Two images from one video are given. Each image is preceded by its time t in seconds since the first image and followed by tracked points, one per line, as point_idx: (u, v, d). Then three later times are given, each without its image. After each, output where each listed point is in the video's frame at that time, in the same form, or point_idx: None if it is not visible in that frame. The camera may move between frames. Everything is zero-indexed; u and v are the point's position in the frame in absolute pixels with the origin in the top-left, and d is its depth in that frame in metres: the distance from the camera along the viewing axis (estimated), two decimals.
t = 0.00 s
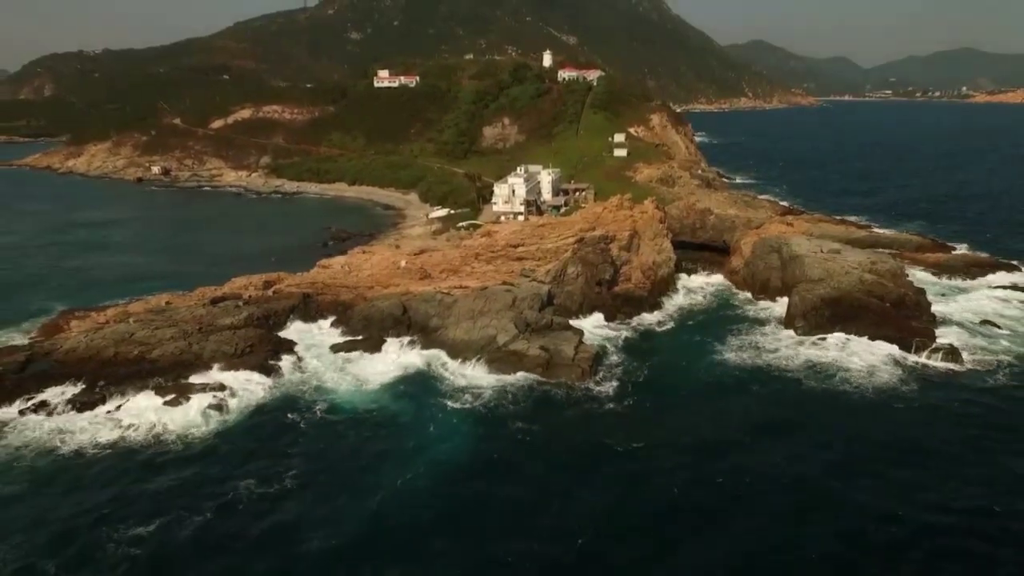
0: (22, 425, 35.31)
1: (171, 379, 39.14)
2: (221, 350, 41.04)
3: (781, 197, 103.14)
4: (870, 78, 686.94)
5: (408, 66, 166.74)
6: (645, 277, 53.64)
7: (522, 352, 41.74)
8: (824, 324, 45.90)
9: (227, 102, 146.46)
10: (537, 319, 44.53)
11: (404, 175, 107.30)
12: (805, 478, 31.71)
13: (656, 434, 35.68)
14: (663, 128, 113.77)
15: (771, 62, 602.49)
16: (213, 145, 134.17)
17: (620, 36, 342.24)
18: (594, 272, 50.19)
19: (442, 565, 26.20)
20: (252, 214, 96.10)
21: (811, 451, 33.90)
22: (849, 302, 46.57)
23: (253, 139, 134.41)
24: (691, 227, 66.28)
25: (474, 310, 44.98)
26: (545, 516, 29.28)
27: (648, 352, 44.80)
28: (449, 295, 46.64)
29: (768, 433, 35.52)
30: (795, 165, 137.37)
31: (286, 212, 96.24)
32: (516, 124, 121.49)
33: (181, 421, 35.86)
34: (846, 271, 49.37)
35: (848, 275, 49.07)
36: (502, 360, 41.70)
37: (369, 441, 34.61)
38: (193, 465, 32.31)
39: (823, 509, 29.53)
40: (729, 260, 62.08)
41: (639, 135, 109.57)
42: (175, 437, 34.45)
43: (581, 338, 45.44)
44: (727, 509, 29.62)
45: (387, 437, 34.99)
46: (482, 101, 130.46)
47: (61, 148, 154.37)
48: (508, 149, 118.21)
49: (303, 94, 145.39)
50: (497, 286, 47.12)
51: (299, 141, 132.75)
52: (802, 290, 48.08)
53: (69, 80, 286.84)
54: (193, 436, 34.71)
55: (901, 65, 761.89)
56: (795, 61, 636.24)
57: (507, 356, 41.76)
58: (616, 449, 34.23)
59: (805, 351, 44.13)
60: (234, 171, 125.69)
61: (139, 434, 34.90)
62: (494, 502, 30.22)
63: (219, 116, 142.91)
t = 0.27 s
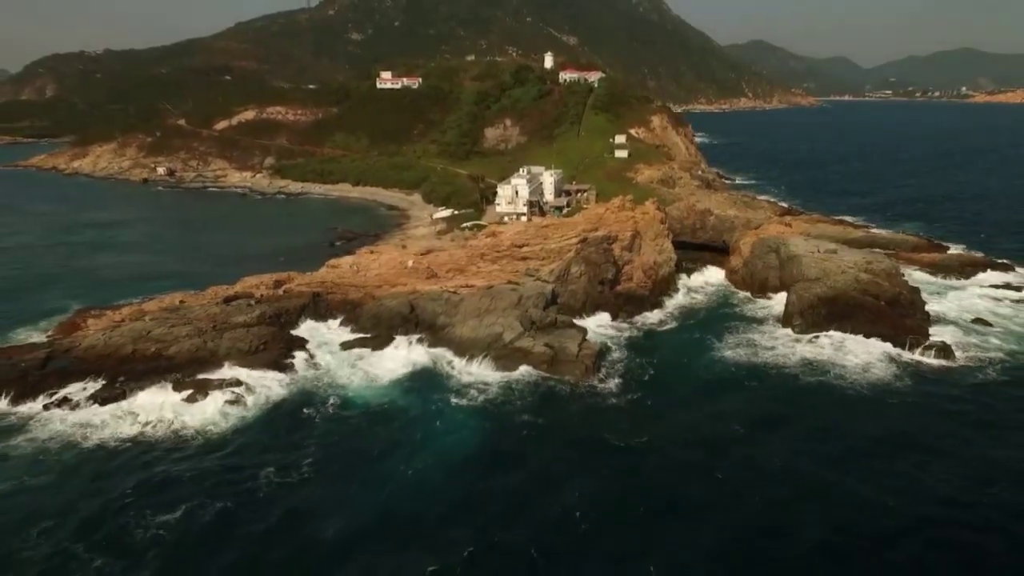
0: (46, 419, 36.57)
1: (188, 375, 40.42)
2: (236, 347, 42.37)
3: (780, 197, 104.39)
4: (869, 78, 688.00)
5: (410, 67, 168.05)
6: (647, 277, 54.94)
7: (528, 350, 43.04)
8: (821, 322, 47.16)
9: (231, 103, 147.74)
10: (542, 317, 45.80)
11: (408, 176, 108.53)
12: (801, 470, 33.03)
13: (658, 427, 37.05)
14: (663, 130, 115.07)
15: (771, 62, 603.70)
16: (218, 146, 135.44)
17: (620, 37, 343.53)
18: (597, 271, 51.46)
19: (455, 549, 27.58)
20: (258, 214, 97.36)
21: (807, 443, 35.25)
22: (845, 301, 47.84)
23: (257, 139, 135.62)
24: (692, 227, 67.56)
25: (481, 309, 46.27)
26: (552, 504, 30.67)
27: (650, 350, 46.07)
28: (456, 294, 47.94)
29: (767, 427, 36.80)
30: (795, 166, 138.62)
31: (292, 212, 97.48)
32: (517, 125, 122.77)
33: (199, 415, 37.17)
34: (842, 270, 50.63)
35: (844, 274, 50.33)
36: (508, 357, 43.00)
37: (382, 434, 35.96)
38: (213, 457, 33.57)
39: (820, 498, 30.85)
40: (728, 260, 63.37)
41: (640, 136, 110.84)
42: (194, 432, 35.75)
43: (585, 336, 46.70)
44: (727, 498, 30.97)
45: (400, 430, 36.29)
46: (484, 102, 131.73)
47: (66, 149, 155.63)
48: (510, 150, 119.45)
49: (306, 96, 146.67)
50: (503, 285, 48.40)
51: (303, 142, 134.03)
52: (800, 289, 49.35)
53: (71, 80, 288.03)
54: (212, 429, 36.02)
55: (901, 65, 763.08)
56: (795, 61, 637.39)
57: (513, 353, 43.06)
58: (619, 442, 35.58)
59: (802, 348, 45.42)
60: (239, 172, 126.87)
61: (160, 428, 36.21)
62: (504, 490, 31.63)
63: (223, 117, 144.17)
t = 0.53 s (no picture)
0: (71, 412, 38.06)
1: (206, 371, 41.84)
2: (251, 344, 43.84)
3: (780, 198, 105.74)
4: (870, 79, 688.85)
5: (413, 69, 169.52)
6: (648, 276, 56.37)
7: (533, 347, 44.52)
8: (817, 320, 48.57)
9: (236, 105, 149.23)
10: (546, 315, 47.25)
11: (412, 177, 109.94)
12: (796, 460, 34.54)
13: (659, 420, 38.56)
14: (664, 131, 116.48)
15: (772, 63, 604.69)
16: (223, 147, 136.98)
17: (621, 38, 344.82)
18: (600, 271, 52.87)
19: (467, 534, 29.11)
20: (264, 214, 98.77)
21: (802, 435, 36.74)
22: (841, 300, 49.26)
23: (262, 140, 137.12)
24: (692, 228, 68.99)
25: (487, 308, 47.73)
26: (558, 492, 32.22)
27: (652, 347, 47.51)
28: (463, 293, 49.40)
29: (764, 420, 38.25)
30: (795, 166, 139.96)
31: (298, 213, 98.87)
32: (520, 127, 124.19)
33: (218, 408, 38.60)
34: (838, 270, 52.03)
35: (840, 274, 51.75)
36: (514, 354, 44.48)
37: (394, 426, 37.45)
38: (234, 448, 35.12)
39: (813, 487, 32.34)
40: (728, 259, 64.77)
41: (641, 137, 112.29)
42: (214, 425, 37.18)
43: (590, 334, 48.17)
44: (724, 486, 32.48)
45: (411, 423, 37.80)
46: (486, 104, 133.21)
47: (72, 149, 157.14)
48: (512, 151, 120.82)
49: (310, 97, 148.10)
50: (508, 284, 49.84)
51: (308, 144, 135.52)
52: (797, 288, 50.78)
53: (74, 81, 289.50)
54: (232, 423, 37.51)
55: (901, 66, 764.33)
56: (795, 61, 638.59)
57: (519, 350, 44.60)
58: (623, 433, 37.10)
59: (799, 346, 46.89)
60: (245, 173, 128.30)
61: (182, 421, 37.69)
62: (512, 479, 33.17)
63: (228, 118, 145.69)
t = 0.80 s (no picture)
0: (93, 407, 39.36)
1: (221, 368, 43.09)
2: (265, 341, 45.07)
3: (779, 198, 106.94)
4: (870, 79, 689.88)
5: (416, 71, 170.88)
6: (650, 276, 57.62)
7: (539, 345, 45.79)
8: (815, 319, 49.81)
9: (241, 106, 150.58)
10: (551, 314, 48.52)
11: (416, 178, 111.17)
12: (792, 450, 35.81)
13: (661, 414, 39.84)
14: (665, 132, 117.77)
15: (772, 63, 605.61)
16: (228, 148, 138.29)
17: (622, 39, 345.98)
18: (603, 270, 54.15)
19: (476, 521, 30.42)
20: (270, 215, 100.07)
21: (798, 427, 37.99)
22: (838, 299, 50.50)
23: (267, 142, 138.42)
24: (692, 229, 70.28)
25: (494, 306, 49.03)
26: (563, 481, 33.55)
27: (654, 345, 48.79)
28: (469, 293, 50.65)
29: (763, 414, 39.53)
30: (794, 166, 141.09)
31: (304, 214, 100.11)
32: (522, 128, 125.40)
33: (235, 403, 39.85)
34: (835, 270, 53.29)
35: (837, 273, 53.01)
36: (520, 352, 45.76)
37: (405, 420, 38.77)
38: (252, 441, 36.44)
39: (808, 476, 33.60)
40: (728, 259, 66.01)
41: (642, 138, 113.57)
42: (231, 420, 38.46)
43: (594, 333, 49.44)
44: (723, 476, 33.75)
45: (422, 417, 39.10)
46: (489, 105, 134.44)
47: (78, 151, 158.39)
48: (514, 152, 122.05)
49: (314, 98, 149.42)
50: (513, 284, 51.11)
51: (312, 145, 136.80)
52: (796, 287, 52.02)
53: (77, 82, 290.69)
54: (248, 417, 38.79)
55: (901, 66, 765.19)
56: (795, 62, 639.62)
57: (525, 347, 45.86)
58: (627, 427, 38.41)
59: (797, 344, 48.17)
60: (249, 174, 129.57)
61: (200, 415, 38.98)
62: (519, 469, 34.48)
63: (233, 120, 147.00)
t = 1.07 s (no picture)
0: (112, 402, 40.62)
1: (235, 365, 44.32)
2: (277, 339, 46.28)
3: (779, 199, 108.11)
4: (870, 79, 690.76)
5: (418, 72, 172.16)
6: (651, 275, 58.84)
7: (544, 342, 47.03)
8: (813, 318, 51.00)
9: (244, 107, 151.88)
10: (555, 312, 49.75)
11: (419, 179, 112.37)
12: (790, 445, 37.03)
13: (662, 409, 41.10)
14: (665, 133, 118.97)
15: (772, 63, 606.53)
16: (232, 149, 139.57)
17: (622, 40, 347.19)
18: (606, 270, 55.39)
19: (485, 512, 31.65)
20: (276, 215, 101.29)
21: (795, 423, 39.22)
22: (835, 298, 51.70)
23: (270, 142, 139.69)
24: (693, 229, 71.49)
25: (499, 305, 50.28)
26: (568, 473, 34.85)
27: (656, 342, 50.01)
28: (475, 292, 51.89)
29: (762, 409, 40.75)
30: (794, 167, 142.22)
31: (309, 214, 101.34)
32: (524, 129, 126.54)
33: (249, 398, 41.06)
34: (833, 269, 54.50)
35: (835, 273, 54.22)
36: (525, 350, 46.99)
37: (415, 415, 40.01)
38: (268, 435, 37.68)
39: (804, 468, 34.87)
40: (727, 259, 67.21)
41: (643, 140, 114.79)
42: (247, 415, 39.68)
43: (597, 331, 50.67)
44: (722, 468, 35.01)
45: (431, 413, 40.34)
46: (491, 106, 135.62)
47: (83, 151, 159.70)
48: (516, 153, 123.23)
49: (317, 99, 150.67)
50: (518, 283, 52.35)
51: (315, 145, 138.06)
52: (794, 287, 53.21)
53: (79, 82, 291.90)
54: (263, 412, 40.06)
55: (901, 66, 766.19)
56: (795, 61, 640.81)
57: (530, 345, 47.11)
58: (630, 422, 39.64)
59: (795, 342, 49.40)
60: (254, 174, 130.83)
61: (216, 409, 40.25)
62: (525, 462, 35.77)
63: (237, 120, 148.29)
